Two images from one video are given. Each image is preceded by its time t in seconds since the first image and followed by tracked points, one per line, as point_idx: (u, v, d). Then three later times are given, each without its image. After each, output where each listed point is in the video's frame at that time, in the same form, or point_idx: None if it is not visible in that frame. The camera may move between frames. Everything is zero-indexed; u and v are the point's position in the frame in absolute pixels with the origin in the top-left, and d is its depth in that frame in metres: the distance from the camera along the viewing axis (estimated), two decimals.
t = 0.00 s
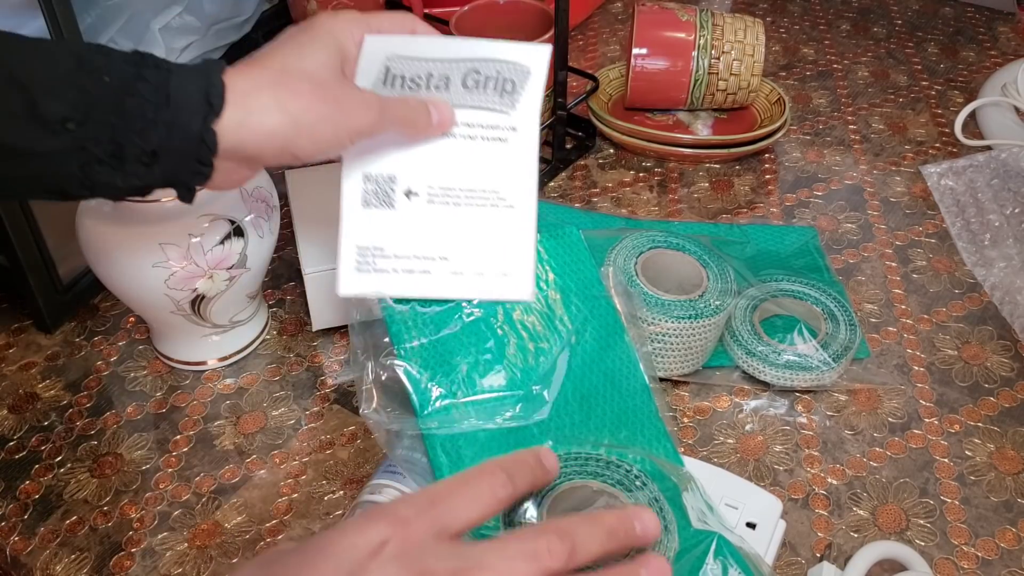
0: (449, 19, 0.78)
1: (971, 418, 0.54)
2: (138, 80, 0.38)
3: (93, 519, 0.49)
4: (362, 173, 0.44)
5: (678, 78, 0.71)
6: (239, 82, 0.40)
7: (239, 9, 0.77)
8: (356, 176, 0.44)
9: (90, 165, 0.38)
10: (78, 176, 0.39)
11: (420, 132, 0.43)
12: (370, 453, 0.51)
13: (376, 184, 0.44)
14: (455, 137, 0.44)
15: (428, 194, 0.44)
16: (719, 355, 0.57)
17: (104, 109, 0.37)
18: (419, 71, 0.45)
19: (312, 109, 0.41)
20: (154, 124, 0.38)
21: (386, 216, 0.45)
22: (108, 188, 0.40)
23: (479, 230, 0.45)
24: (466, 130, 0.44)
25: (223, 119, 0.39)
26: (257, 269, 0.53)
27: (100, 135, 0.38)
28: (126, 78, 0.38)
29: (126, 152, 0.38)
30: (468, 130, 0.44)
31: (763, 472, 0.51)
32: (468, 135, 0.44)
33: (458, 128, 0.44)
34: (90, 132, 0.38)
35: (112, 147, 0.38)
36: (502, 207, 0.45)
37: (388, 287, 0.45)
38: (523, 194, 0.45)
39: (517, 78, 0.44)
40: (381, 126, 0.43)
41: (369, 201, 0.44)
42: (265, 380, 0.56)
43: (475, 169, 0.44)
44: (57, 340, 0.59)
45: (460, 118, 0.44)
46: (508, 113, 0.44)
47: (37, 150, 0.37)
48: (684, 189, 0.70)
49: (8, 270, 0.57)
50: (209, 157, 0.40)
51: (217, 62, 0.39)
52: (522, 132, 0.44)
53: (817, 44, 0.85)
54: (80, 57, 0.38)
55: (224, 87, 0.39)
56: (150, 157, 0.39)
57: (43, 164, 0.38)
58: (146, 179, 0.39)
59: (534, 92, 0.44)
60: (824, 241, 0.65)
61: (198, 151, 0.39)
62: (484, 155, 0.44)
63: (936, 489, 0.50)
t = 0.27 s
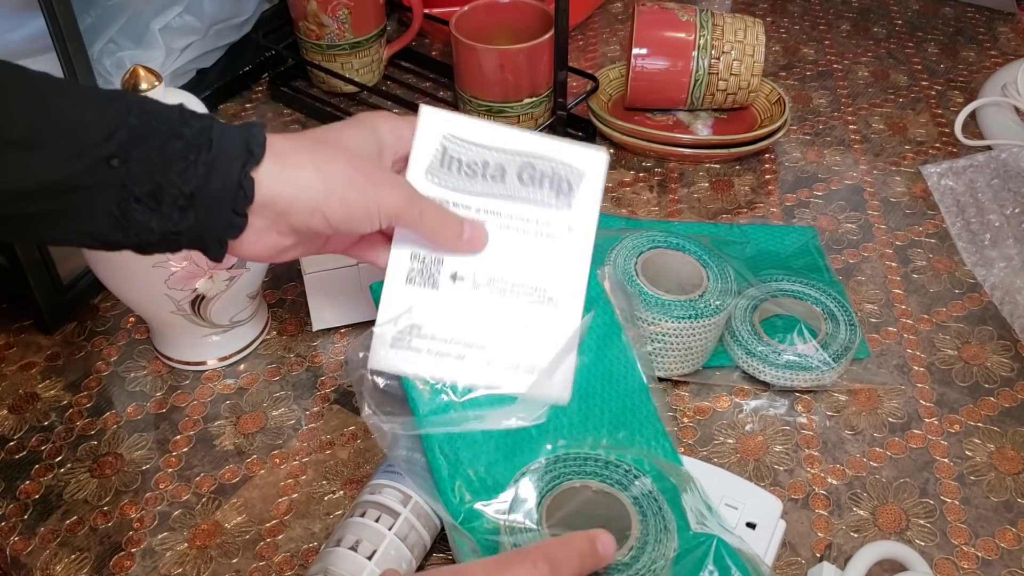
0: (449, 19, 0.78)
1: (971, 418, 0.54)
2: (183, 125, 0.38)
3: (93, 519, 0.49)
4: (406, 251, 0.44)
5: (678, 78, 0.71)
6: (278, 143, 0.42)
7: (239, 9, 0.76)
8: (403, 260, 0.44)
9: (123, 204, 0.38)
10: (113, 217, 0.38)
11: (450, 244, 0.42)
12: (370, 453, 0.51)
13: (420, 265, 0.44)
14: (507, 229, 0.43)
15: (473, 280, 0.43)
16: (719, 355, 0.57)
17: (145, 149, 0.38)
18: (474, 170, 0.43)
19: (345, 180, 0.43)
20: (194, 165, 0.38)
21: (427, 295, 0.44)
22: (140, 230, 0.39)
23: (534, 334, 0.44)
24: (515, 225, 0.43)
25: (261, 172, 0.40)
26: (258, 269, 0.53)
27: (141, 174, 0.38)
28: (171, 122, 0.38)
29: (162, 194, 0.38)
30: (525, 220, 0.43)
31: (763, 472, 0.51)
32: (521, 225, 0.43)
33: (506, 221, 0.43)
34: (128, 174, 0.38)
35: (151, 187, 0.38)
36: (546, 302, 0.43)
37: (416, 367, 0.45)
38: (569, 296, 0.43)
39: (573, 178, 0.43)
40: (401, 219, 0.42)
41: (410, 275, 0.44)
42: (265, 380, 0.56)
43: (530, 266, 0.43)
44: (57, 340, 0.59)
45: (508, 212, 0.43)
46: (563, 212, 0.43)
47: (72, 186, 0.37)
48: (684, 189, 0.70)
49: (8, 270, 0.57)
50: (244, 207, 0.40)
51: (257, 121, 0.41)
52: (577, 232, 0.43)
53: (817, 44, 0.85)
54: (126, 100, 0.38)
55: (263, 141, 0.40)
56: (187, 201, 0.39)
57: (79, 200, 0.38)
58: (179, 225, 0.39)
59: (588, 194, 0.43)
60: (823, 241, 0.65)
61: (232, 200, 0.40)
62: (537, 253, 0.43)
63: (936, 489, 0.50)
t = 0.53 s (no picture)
0: (449, 19, 0.78)
1: (971, 418, 0.54)
2: (205, 124, 0.40)
3: (93, 519, 0.49)
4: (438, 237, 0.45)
5: (678, 78, 0.71)
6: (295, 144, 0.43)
7: (239, 8, 0.76)
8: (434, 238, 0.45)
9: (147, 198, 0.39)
10: (135, 212, 0.39)
11: (476, 217, 0.45)
12: (370, 453, 0.51)
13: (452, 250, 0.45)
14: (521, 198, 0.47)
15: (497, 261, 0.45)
16: (719, 355, 0.57)
17: (169, 147, 0.39)
18: (489, 150, 0.48)
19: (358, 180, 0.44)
20: (217, 160, 0.39)
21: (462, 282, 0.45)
22: (161, 227, 0.40)
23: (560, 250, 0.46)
24: (529, 199, 0.47)
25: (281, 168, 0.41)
26: (258, 269, 0.53)
27: (166, 170, 0.39)
28: (195, 123, 0.39)
29: (185, 188, 0.39)
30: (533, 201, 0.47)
31: (763, 472, 0.51)
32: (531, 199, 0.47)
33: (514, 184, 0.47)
34: (152, 170, 0.38)
35: (175, 184, 0.39)
36: (562, 264, 0.46)
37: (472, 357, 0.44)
38: (589, 253, 0.46)
39: (568, 148, 0.48)
40: (421, 202, 0.44)
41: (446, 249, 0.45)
42: (264, 380, 0.56)
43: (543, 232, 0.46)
44: (57, 340, 0.59)
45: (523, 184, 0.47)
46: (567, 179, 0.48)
47: (98, 181, 0.37)
48: (684, 189, 0.70)
49: (7, 271, 0.57)
50: (265, 201, 0.41)
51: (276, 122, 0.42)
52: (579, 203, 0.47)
53: (817, 44, 0.85)
54: (153, 101, 0.39)
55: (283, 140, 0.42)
56: (210, 197, 0.39)
57: (103, 197, 0.38)
58: (201, 221, 0.40)
59: (584, 158, 0.48)
60: (823, 241, 0.65)
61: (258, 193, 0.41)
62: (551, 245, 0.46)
63: (936, 489, 0.50)
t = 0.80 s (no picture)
0: (449, 19, 0.78)
1: (971, 418, 0.54)
2: (146, 143, 0.35)
3: (93, 519, 0.49)
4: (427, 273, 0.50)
5: (678, 78, 0.71)
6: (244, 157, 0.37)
7: (239, 8, 0.76)
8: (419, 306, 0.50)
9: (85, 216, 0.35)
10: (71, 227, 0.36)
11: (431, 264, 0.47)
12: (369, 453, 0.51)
13: (455, 389, 0.49)
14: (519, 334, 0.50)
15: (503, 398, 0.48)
16: (719, 355, 0.57)
17: (103, 168, 0.34)
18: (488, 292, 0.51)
19: (313, 202, 0.38)
20: (154, 186, 0.35)
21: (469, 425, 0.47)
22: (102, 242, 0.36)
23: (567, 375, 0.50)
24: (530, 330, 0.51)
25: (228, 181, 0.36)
26: (258, 269, 0.53)
27: (100, 189, 0.35)
28: (136, 140, 0.35)
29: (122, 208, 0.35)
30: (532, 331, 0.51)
31: (763, 472, 0.51)
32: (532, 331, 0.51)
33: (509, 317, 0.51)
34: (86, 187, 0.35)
35: (109, 204, 0.35)
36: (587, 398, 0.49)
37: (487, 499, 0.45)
38: (585, 386, 0.49)
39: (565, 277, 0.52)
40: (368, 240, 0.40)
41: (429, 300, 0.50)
42: (264, 380, 0.56)
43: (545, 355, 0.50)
44: (57, 340, 0.59)
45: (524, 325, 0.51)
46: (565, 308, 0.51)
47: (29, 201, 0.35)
48: (684, 189, 0.70)
49: (7, 271, 0.57)
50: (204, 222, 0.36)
51: (231, 133, 0.36)
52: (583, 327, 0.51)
53: (817, 44, 0.85)
54: (95, 111, 0.35)
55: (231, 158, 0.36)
56: (146, 218, 0.35)
57: (40, 213, 0.35)
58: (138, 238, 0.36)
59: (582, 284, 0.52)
60: (823, 241, 0.65)
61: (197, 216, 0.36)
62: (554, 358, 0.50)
63: (936, 489, 0.50)
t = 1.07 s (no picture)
0: (449, 19, 0.78)
1: (971, 418, 0.54)
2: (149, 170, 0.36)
3: (93, 519, 0.48)
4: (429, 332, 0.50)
5: (678, 78, 0.71)
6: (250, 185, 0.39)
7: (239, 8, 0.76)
8: (422, 361, 0.49)
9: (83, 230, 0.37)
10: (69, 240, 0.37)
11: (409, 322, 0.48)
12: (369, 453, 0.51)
13: (468, 448, 0.47)
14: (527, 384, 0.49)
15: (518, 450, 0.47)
16: (719, 355, 0.57)
17: (105, 191, 0.36)
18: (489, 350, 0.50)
19: (303, 238, 0.40)
20: (156, 212, 0.37)
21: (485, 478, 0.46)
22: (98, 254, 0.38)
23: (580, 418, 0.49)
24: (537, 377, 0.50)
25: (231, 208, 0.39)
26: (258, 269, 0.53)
27: (101, 211, 0.36)
28: (140, 166, 0.36)
29: (121, 227, 0.37)
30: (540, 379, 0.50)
31: (763, 472, 0.51)
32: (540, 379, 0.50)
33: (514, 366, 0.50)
34: (87, 207, 0.36)
35: (109, 224, 0.37)
36: (605, 437, 0.48)
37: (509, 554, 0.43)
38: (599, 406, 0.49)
39: (566, 322, 0.52)
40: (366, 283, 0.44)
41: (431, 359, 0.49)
42: (264, 380, 0.56)
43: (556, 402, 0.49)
44: (57, 340, 0.59)
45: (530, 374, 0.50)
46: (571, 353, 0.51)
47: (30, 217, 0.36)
48: (684, 189, 0.70)
49: (7, 270, 0.57)
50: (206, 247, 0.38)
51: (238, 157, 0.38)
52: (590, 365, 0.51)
53: (817, 44, 0.85)
54: (100, 133, 0.36)
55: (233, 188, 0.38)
56: (144, 239, 0.37)
57: (39, 228, 0.37)
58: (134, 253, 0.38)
59: (584, 326, 0.52)
60: (823, 241, 0.65)
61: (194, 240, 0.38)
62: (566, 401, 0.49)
63: (936, 489, 0.50)
